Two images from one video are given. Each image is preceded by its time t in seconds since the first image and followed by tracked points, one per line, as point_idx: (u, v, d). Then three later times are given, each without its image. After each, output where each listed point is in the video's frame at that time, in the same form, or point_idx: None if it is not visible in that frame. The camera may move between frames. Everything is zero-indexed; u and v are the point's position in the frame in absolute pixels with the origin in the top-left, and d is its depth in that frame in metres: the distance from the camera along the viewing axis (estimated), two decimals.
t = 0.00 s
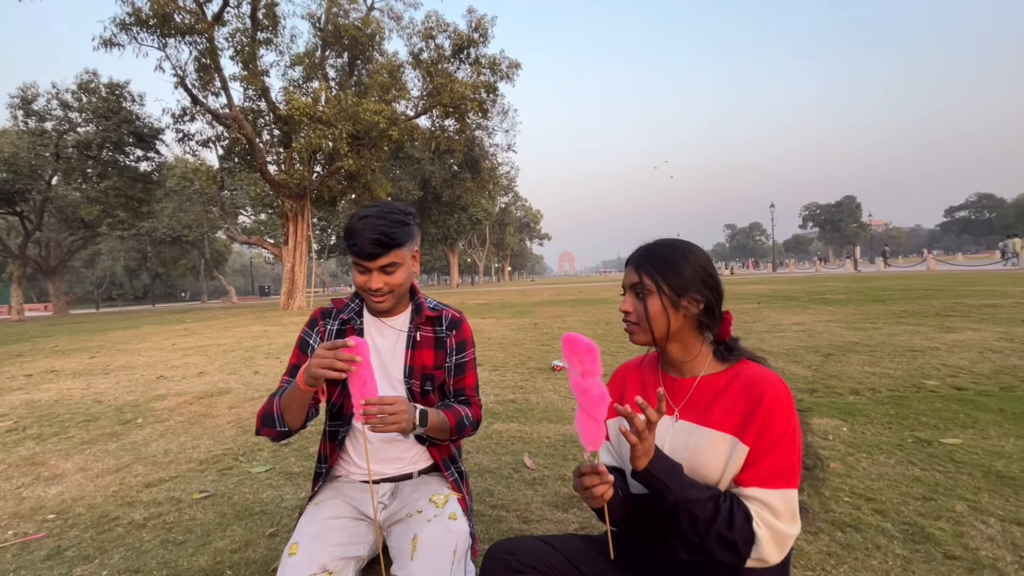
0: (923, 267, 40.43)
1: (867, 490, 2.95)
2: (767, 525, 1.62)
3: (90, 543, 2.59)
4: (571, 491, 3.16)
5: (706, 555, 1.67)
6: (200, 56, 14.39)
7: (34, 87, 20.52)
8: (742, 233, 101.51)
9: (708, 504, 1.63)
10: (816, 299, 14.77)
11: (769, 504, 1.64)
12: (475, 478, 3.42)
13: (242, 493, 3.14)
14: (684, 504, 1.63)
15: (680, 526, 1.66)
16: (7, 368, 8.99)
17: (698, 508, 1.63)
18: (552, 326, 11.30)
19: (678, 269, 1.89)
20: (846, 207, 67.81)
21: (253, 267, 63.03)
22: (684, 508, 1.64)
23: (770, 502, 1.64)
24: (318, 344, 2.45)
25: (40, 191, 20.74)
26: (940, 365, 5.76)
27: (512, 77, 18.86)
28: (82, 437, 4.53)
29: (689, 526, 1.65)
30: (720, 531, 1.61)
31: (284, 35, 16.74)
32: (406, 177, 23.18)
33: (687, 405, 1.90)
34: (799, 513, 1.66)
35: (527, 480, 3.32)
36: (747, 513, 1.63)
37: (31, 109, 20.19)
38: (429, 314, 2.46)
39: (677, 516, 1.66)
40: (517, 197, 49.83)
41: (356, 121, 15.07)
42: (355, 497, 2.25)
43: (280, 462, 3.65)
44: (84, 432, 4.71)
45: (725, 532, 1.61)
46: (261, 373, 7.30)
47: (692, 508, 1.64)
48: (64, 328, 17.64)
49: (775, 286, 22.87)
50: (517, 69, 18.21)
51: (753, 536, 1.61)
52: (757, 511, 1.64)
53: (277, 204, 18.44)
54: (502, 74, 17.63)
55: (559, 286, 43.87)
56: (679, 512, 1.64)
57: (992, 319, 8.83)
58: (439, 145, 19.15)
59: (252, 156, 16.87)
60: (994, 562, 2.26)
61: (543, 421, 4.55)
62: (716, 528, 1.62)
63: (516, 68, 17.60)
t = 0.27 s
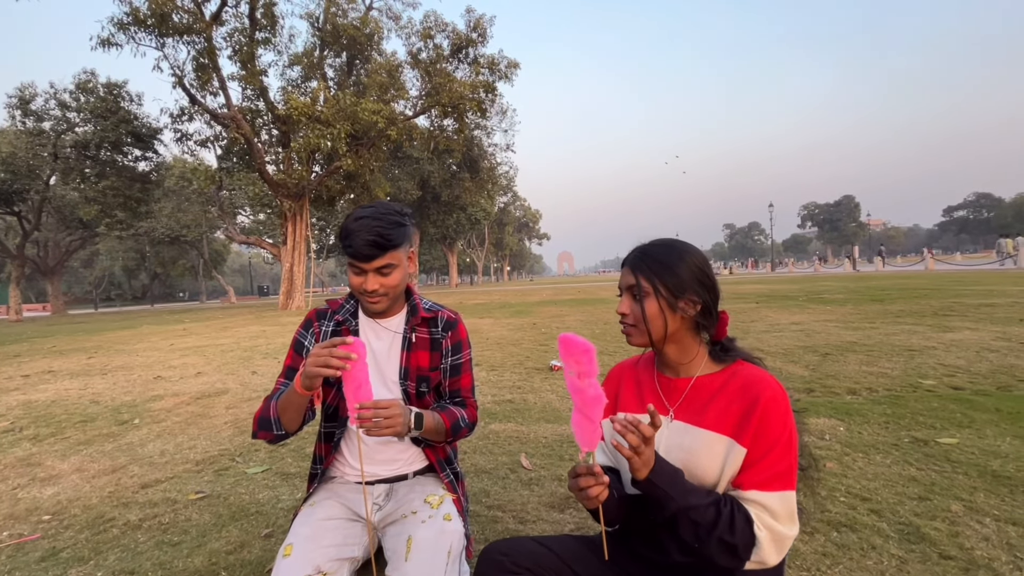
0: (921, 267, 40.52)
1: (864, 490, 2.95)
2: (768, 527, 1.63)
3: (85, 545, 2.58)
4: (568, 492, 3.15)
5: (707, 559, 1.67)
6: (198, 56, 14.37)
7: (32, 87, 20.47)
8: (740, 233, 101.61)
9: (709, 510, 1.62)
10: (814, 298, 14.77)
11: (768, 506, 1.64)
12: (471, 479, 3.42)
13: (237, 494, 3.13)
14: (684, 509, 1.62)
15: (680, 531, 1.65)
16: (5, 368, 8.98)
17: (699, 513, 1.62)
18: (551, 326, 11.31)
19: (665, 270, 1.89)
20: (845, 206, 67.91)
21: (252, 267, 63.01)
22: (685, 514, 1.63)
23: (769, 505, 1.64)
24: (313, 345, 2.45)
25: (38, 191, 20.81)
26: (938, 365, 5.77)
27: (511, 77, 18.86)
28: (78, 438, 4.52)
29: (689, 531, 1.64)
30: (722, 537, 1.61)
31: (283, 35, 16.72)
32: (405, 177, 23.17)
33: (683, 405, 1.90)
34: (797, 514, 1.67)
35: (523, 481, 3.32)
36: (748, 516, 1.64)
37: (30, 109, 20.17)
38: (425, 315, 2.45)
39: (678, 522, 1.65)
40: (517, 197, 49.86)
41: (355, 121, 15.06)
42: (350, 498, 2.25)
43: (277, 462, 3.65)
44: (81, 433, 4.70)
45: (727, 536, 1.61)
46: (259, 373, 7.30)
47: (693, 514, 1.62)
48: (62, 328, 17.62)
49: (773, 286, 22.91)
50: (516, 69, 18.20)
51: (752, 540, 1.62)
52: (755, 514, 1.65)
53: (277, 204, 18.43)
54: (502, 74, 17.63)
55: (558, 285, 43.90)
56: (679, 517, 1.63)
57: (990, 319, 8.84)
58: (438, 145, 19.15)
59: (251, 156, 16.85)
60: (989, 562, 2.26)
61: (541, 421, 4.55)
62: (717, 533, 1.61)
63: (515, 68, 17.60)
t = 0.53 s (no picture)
0: (921, 266, 40.55)
1: (864, 490, 2.94)
2: (770, 524, 1.62)
3: (84, 545, 2.58)
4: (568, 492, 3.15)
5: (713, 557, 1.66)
6: (198, 56, 14.36)
7: (32, 87, 20.47)
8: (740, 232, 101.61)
9: (713, 507, 1.60)
10: (814, 298, 14.77)
11: (769, 503, 1.63)
12: (471, 478, 3.41)
13: (237, 494, 3.12)
14: (688, 507, 1.60)
15: (684, 529, 1.64)
16: (4, 368, 8.97)
17: (704, 511, 1.60)
18: (550, 325, 11.30)
19: (667, 269, 1.87)
20: (844, 205, 67.92)
21: (252, 267, 63.01)
22: (689, 512, 1.61)
23: (771, 502, 1.63)
24: (312, 346, 2.44)
25: (38, 190, 20.76)
26: (937, 364, 5.76)
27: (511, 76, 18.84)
28: (78, 438, 4.52)
29: (693, 530, 1.63)
30: (726, 533, 1.59)
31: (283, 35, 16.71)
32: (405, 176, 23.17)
33: (678, 405, 1.89)
34: (797, 511, 1.66)
35: (523, 481, 3.32)
36: (751, 513, 1.62)
37: (29, 108, 20.17)
38: (424, 315, 2.45)
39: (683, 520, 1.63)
40: (516, 197, 49.88)
41: (355, 120, 15.06)
42: (349, 498, 2.25)
43: (276, 462, 3.64)
44: (80, 433, 4.69)
45: (731, 532, 1.59)
46: (258, 373, 7.29)
47: (698, 512, 1.60)
48: (63, 328, 17.62)
49: (773, 285, 22.93)
50: (516, 68, 18.18)
51: (756, 536, 1.60)
52: (759, 512, 1.64)
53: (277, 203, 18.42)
54: (502, 73, 17.62)
55: (557, 284, 43.91)
56: (684, 515, 1.62)
57: (990, 318, 8.84)
58: (438, 145, 19.15)
59: (251, 155, 16.85)
60: (990, 562, 2.26)
61: (540, 421, 4.54)
62: (721, 530, 1.60)
63: (515, 67, 17.58)
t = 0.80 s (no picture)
0: (921, 265, 40.55)
1: (864, 488, 2.95)
2: (759, 497, 1.66)
3: (85, 543, 2.58)
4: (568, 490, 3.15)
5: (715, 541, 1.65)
6: (198, 55, 14.36)
7: (32, 86, 20.48)
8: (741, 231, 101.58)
9: (710, 490, 1.62)
10: (815, 296, 14.77)
11: (754, 480, 1.67)
12: (470, 476, 3.41)
13: (238, 492, 3.13)
14: (685, 494, 1.60)
15: (683, 518, 1.63)
16: (6, 367, 8.99)
17: (702, 495, 1.60)
18: (550, 324, 11.30)
19: (640, 266, 1.92)
20: (845, 204, 67.88)
21: (252, 266, 63.05)
22: (689, 498, 1.60)
23: (755, 477, 1.67)
24: (312, 344, 2.44)
25: (38, 190, 20.75)
26: (938, 362, 5.76)
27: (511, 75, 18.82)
28: (79, 436, 4.53)
29: (695, 517, 1.62)
30: (727, 512, 1.60)
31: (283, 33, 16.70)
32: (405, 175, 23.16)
33: (642, 402, 1.90)
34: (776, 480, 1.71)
35: (522, 479, 3.32)
36: (743, 491, 1.64)
37: (30, 108, 20.20)
38: (424, 312, 2.45)
39: (684, 510, 1.62)
40: (517, 196, 49.86)
41: (355, 119, 15.06)
42: (349, 496, 2.26)
43: (276, 461, 3.65)
44: (81, 431, 4.70)
45: (731, 511, 1.60)
46: (259, 371, 7.30)
47: (697, 498, 1.60)
48: (63, 327, 17.68)
49: (773, 283, 22.92)
50: (516, 67, 18.15)
51: (751, 512, 1.62)
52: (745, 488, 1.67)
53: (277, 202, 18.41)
54: (502, 72, 17.61)
55: (558, 283, 43.95)
56: (684, 504, 1.61)
57: (991, 317, 8.83)
58: (439, 144, 19.16)
59: (251, 154, 16.85)
60: (990, 560, 2.26)
61: (540, 419, 4.55)
62: (722, 512, 1.60)
63: (515, 66, 17.56)
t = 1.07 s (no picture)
0: (923, 262, 40.48)
1: (863, 484, 2.95)
2: (758, 493, 1.73)
3: (88, 539, 2.60)
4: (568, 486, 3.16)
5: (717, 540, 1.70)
6: (198, 53, 14.35)
7: (33, 84, 20.50)
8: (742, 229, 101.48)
9: (718, 494, 1.65)
10: (816, 294, 14.75)
11: (753, 475, 1.74)
12: (471, 473, 3.43)
13: (239, 489, 3.14)
14: (695, 500, 1.62)
15: (691, 522, 1.65)
16: (7, 365, 9.01)
17: (711, 499, 1.63)
18: (551, 322, 11.31)
19: (645, 251, 1.95)
20: (846, 202, 67.79)
21: (253, 264, 63.04)
22: (701, 504, 1.63)
23: (754, 474, 1.74)
24: (312, 341, 2.45)
25: (39, 188, 20.77)
26: (939, 360, 5.76)
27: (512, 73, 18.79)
28: (81, 434, 4.54)
29: (702, 520, 1.65)
30: (735, 515, 1.64)
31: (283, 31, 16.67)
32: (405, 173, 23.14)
33: (641, 397, 1.91)
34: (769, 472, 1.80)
35: (522, 476, 3.33)
36: (745, 490, 1.70)
37: (30, 106, 20.21)
38: (424, 308, 2.47)
39: (697, 516, 1.64)
40: (517, 194, 49.83)
41: (356, 117, 15.04)
42: (350, 492, 2.27)
43: (277, 458, 3.66)
44: (83, 429, 4.71)
45: (738, 512, 1.65)
46: (260, 369, 7.31)
47: (708, 502, 1.63)
48: (65, 325, 17.72)
49: (775, 281, 22.90)
50: (517, 65, 18.12)
51: (753, 510, 1.69)
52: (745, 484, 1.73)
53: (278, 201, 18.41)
54: (502, 70, 17.58)
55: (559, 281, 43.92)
56: (695, 509, 1.63)
57: (993, 314, 8.82)
58: (439, 142, 19.14)
59: (251, 153, 16.84)
60: (988, 555, 2.27)
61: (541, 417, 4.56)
62: (730, 513, 1.65)
63: (515, 63, 17.53)
